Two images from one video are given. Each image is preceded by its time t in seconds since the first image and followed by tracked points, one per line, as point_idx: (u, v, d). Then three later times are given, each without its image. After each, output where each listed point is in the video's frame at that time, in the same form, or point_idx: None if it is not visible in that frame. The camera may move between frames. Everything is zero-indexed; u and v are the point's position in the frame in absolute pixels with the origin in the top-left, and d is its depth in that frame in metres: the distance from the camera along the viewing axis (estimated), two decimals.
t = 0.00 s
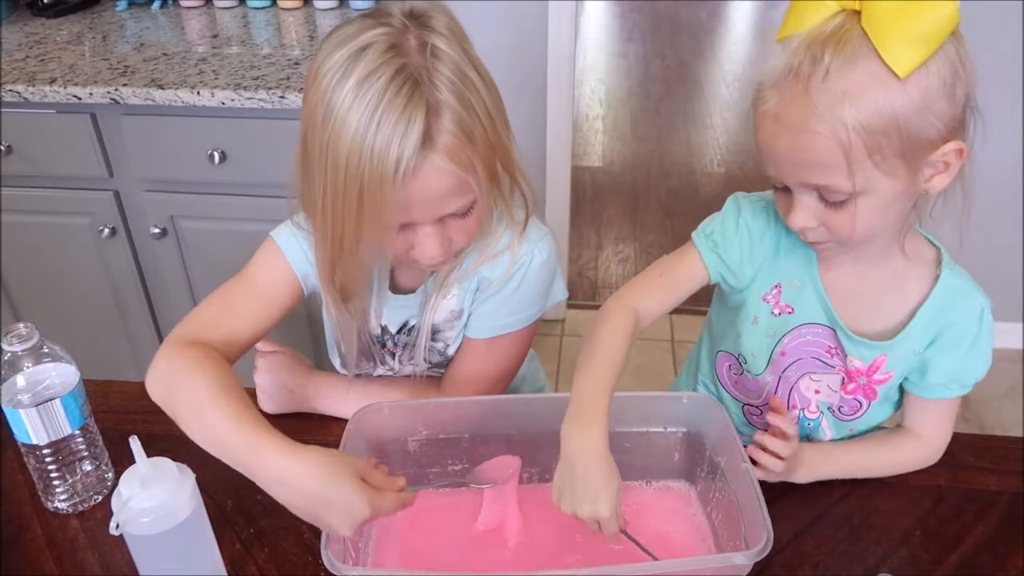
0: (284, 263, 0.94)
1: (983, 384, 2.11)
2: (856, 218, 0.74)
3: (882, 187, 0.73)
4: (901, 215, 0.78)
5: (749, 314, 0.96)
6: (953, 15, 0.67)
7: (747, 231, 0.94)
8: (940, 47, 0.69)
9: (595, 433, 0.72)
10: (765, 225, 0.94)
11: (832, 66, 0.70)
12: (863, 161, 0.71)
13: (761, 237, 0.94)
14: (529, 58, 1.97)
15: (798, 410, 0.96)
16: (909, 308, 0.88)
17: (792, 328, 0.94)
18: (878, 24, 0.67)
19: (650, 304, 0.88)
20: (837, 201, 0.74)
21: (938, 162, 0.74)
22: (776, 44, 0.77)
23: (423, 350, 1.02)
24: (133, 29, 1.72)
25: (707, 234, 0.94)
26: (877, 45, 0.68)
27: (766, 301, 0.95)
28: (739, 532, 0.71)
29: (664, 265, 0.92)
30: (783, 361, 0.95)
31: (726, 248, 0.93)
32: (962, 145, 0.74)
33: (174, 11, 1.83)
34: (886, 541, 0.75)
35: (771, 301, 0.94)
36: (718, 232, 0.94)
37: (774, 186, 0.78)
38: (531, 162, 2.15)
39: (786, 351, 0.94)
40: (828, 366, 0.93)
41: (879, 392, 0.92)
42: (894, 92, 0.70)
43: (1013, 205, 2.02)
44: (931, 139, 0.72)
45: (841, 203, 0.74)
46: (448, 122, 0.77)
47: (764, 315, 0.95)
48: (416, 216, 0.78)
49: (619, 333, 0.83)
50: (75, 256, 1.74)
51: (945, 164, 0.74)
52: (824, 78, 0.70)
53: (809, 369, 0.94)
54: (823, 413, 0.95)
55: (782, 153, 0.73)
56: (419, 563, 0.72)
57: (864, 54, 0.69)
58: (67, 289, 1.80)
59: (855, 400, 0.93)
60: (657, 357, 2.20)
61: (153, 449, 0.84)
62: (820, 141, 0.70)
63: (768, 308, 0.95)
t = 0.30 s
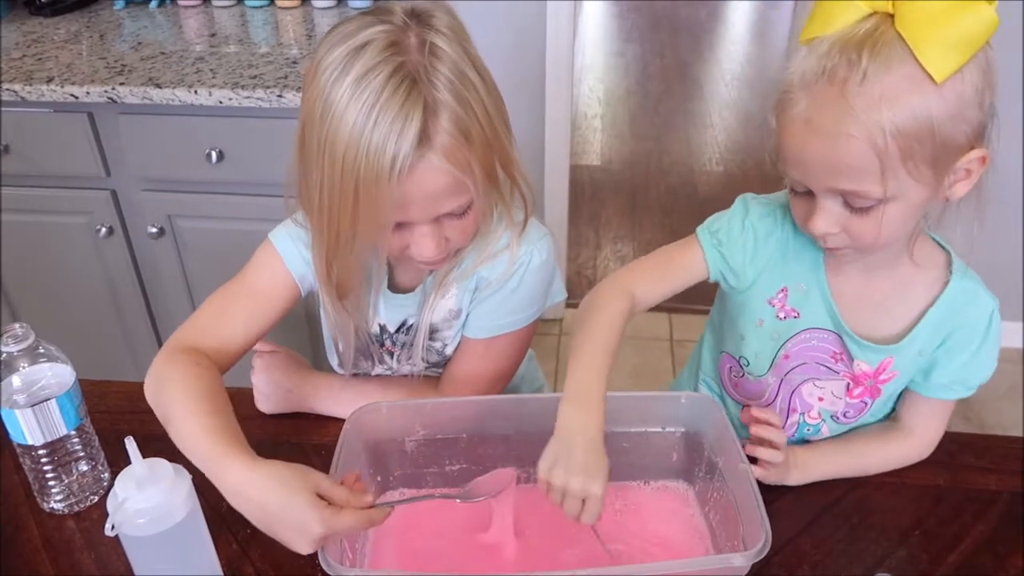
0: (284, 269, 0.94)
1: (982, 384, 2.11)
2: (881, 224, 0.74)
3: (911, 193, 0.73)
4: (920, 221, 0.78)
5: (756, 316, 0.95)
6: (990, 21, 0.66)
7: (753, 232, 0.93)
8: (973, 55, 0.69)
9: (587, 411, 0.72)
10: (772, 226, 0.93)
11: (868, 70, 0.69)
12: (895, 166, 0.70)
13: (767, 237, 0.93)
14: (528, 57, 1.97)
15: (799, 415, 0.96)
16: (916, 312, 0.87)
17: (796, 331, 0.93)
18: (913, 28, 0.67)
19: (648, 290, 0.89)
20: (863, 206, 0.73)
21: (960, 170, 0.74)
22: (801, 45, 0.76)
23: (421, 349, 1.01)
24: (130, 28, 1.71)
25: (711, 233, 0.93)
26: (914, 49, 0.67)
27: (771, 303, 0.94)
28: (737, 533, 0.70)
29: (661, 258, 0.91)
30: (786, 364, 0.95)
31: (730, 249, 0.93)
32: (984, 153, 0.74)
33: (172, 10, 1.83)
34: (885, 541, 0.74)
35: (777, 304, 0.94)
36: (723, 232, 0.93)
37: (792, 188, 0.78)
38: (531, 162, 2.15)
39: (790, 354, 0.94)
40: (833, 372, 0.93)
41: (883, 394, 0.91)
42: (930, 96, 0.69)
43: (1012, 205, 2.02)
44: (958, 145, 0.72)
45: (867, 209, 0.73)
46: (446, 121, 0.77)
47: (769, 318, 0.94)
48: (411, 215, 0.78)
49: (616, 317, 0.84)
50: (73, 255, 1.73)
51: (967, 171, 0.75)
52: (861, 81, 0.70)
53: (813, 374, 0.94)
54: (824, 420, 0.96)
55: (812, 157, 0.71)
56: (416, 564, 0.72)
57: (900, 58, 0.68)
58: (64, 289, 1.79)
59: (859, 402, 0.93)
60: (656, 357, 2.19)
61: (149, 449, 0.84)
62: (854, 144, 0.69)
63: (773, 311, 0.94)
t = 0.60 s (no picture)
0: (281, 281, 0.93)
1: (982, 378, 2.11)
2: (880, 230, 0.74)
3: (916, 199, 0.72)
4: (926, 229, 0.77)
5: (756, 315, 0.95)
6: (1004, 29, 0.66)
7: (757, 231, 0.94)
8: (987, 62, 0.69)
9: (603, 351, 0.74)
10: (777, 225, 0.93)
11: (878, 70, 0.69)
12: (898, 169, 0.70)
13: (771, 238, 0.93)
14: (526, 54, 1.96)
15: (799, 416, 0.97)
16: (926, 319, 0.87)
17: (796, 334, 0.93)
18: (926, 30, 0.67)
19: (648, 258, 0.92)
20: (867, 209, 0.72)
21: (970, 178, 0.73)
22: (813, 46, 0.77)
23: (421, 344, 1.01)
24: (127, 24, 1.71)
25: (716, 219, 0.95)
26: (926, 53, 0.67)
27: (772, 305, 0.94)
28: (736, 528, 0.70)
29: (658, 239, 0.93)
30: (787, 366, 0.95)
31: (731, 238, 0.94)
32: (995, 163, 0.73)
33: (168, 6, 1.82)
34: (885, 536, 0.74)
35: (778, 306, 0.94)
36: (726, 223, 0.94)
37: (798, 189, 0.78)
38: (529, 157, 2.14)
39: (790, 356, 0.94)
40: (834, 376, 0.93)
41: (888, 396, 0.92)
42: (940, 101, 0.69)
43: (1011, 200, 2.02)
44: (966, 152, 0.72)
45: (870, 213, 0.73)
46: (447, 111, 0.76)
47: (770, 319, 0.94)
48: (410, 205, 0.78)
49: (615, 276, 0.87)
50: (70, 253, 1.73)
51: (976, 180, 0.74)
52: (869, 81, 0.70)
53: (815, 378, 0.94)
54: (825, 423, 0.96)
55: (818, 158, 0.71)
56: (415, 560, 0.72)
57: (910, 59, 0.69)
58: (62, 286, 1.79)
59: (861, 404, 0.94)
60: (655, 354, 2.19)
61: (146, 446, 0.83)
62: (861, 146, 0.69)
63: (774, 312, 0.94)
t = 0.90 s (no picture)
0: (287, 295, 0.94)
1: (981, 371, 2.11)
2: (866, 241, 0.73)
3: (903, 213, 0.72)
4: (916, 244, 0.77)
5: (748, 326, 0.94)
6: (1002, 45, 0.65)
7: (748, 244, 0.93)
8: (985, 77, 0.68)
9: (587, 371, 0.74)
10: (767, 239, 0.92)
11: (872, 79, 0.69)
12: (886, 183, 0.69)
13: (762, 252, 0.92)
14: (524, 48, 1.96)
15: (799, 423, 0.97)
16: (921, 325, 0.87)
17: (789, 347, 0.93)
18: (923, 42, 0.66)
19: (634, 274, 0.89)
20: (851, 221, 0.72)
21: (963, 196, 0.73)
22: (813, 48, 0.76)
23: (420, 337, 1.01)
24: (124, 17, 1.70)
25: (704, 232, 0.94)
26: (925, 66, 0.66)
27: (766, 318, 0.93)
28: (735, 520, 0.70)
29: (652, 247, 0.92)
30: (784, 376, 0.94)
31: (720, 254, 0.92)
32: (988, 181, 0.73)
33: None
34: (883, 529, 0.74)
35: (771, 319, 0.93)
36: (715, 239, 0.93)
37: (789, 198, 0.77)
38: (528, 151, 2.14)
39: (786, 367, 0.94)
40: (831, 385, 0.93)
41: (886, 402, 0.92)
42: (932, 115, 0.68)
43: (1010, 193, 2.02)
44: (958, 171, 0.71)
45: (853, 225, 0.72)
46: (439, 100, 0.76)
47: (763, 331, 0.93)
48: (402, 194, 0.77)
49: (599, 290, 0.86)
50: (68, 247, 1.72)
51: (970, 198, 0.74)
52: (862, 90, 0.69)
53: (811, 388, 0.94)
54: (825, 428, 0.96)
55: (806, 161, 0.71)
56: (416, 551, 0.72)
57: (906, 70, 0.68)
58: (60, 280, 1.78)
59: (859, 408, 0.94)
60: (654, 348, 2.19)
61: (145, 440, 0.83)
62: (846, 156, 0.69)
63: (768, 325, 0.93)
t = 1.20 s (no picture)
0: (286, 296, 0.94)
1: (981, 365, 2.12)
2: (857, 259, 0.72)
3: (895, 233, 0.71)
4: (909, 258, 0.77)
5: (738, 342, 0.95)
6: (1001, 63, 0.63)
7: (729, 256, 0.92)
8: (984, 96, 0.66)
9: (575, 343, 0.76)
10: (751, 254, 0.91)
11: (868, 95, 0.67)
12: (879, 202, 0.68)
13: (743, 266, 0.92)
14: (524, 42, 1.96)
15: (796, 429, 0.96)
16: (915, 329, 0.87)
17: (779, 360, 0.93)
18: (921, 60, 0.65)
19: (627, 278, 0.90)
20: (844, 238, 0.71)
21: (955, 214, 0.72)
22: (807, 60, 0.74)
23: (419, 333, 1.01)
24: (123, 11, 1.70)
25: (683, 247, 0.93)
26: (921, 83, 0.65)
27: (755, 332, 0.93)
28: (735, 514, 0.70)
29: (647, 257, 0.93)
30: (777, 387, 0.94)
31: (700, 269, 0.92)
32: (980, 200, 0.72)
33: None
34: (883, 523, 0.74)
35: (760, 333, 0.93)
36: (694, 252, 0.92)
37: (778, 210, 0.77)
38: (528, 146, 2.14)
39: (778, 378, 0.93)
40: (825, 393, 0.92)
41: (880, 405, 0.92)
42: (927, 133, 0.67)
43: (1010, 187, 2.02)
44: (952, 191, 0.70)
45: (847, 242, 0.71)
46: (428, 91, 0.76)
47: (752, 346, 0.94)
48: (393, 187, 0.77)
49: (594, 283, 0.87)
50: (68, 241, 1.72)
51: (961, 217, 0.73)
52: (858, 107, 0.68)
53: (806, 396, 0.93)
54: (823, 430, 0.95)
55: (798, 181, 0.70)
56: (417, 545, 0.72)
57: (903, 87, 0.66)
58: (60, 275, 1.78)
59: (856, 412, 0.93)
60: (654, 343, 2.19)
61: (145, 434, 0.83)
62: (842, 177, 0.68)
63: (757, 340, 0.93)
